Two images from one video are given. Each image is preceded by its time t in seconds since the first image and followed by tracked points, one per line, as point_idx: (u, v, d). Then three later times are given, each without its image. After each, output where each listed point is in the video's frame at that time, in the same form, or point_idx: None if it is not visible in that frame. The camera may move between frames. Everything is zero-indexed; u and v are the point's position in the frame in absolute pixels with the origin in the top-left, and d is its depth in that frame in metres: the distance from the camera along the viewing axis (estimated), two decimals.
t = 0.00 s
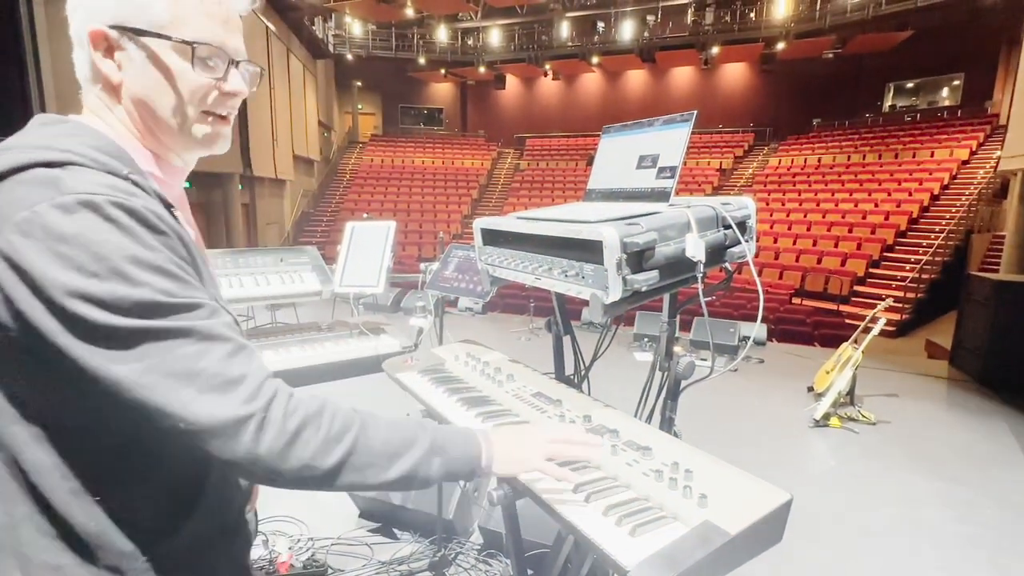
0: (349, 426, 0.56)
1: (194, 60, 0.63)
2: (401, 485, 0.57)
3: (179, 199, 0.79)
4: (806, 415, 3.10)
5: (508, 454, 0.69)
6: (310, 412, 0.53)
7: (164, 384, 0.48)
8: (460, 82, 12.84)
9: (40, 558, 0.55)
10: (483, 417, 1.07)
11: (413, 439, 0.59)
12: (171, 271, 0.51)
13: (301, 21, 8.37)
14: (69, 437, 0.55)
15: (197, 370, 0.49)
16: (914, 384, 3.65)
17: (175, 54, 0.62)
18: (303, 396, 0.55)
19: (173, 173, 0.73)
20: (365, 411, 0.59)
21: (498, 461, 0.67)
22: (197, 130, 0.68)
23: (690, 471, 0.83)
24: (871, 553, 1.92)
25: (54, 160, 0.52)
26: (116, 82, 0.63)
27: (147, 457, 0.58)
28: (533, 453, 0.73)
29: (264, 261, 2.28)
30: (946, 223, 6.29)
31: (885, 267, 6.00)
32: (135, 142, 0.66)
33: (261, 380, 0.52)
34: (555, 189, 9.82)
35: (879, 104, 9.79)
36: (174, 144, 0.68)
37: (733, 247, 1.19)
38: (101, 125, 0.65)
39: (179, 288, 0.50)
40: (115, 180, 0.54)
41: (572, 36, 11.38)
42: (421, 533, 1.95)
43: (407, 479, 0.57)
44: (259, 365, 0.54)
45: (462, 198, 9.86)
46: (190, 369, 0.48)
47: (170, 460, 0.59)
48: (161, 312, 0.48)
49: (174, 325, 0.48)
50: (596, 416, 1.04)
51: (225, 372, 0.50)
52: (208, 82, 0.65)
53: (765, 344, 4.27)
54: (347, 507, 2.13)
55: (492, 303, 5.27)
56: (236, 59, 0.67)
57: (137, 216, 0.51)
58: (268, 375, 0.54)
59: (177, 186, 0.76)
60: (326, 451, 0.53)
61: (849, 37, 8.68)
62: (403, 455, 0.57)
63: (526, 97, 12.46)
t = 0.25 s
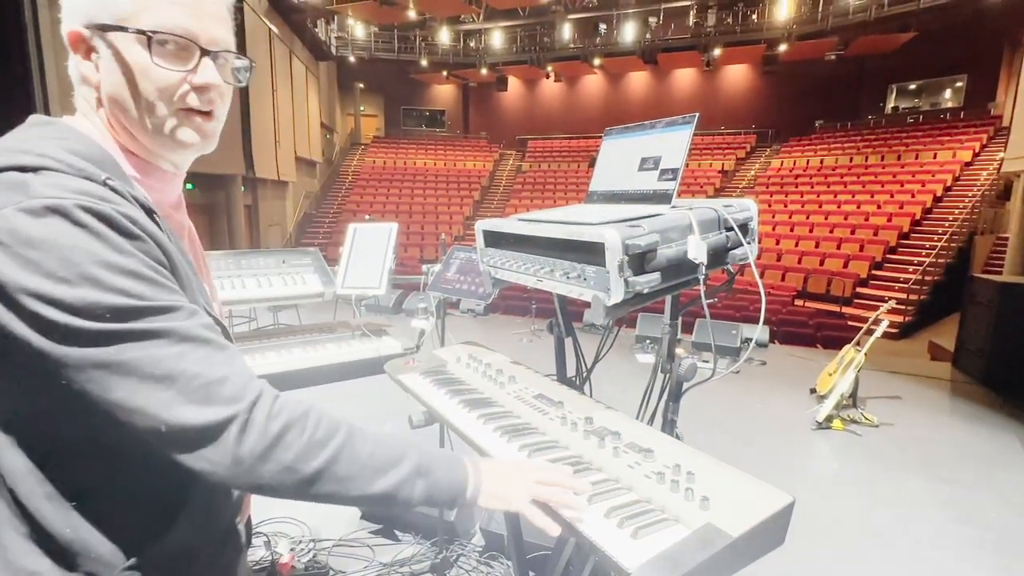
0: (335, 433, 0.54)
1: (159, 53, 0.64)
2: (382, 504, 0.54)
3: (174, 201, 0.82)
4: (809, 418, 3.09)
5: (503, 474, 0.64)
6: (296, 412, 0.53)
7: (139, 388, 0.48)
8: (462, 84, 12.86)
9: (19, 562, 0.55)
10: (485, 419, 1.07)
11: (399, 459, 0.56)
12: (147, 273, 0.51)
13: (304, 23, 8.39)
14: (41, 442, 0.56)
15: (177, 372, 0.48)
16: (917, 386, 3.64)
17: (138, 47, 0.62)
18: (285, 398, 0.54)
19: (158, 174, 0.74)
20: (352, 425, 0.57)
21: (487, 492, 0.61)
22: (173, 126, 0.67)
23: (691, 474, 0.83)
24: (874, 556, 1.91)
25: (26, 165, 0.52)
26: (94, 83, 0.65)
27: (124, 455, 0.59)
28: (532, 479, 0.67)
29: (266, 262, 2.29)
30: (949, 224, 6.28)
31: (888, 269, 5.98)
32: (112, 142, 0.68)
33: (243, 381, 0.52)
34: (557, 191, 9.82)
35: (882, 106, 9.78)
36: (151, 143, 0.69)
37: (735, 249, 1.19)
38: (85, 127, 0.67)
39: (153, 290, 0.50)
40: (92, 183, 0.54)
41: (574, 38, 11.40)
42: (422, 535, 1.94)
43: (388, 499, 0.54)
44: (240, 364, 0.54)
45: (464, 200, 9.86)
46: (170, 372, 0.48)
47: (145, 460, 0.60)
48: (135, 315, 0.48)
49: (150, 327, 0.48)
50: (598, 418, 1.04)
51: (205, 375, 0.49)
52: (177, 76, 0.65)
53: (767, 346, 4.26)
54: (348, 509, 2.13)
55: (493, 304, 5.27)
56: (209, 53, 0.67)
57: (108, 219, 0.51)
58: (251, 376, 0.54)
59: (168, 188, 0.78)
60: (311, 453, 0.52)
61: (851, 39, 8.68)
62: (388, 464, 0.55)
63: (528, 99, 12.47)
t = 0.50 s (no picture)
0: (310, 432, 0.54)
1: (138, 45, 0.64)
2: (374, 483, 0.57)
3: (174, 200, 0.81)
4: (816, 421, 3.07)
5: (487, 438, 0.68)
6: (262, 420, 0.52)
7: (106, 399, 0.48)
8: (467, 87, 12.88)
9: (19, 562, 0.58)
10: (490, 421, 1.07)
11: (380, 439, 0.57)
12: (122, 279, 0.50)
13: (310, 26, 8.43)
14: (26, 445, 0.58)
15: (144, 385, 0.48)
16: (926, 390, 3.60)
17: (119, 40, 0.63)
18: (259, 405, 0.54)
19: (152, 174, 0.75)
20: (329, 415, 0.58)
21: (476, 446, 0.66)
22: (158, 123, 0.68)
23: (698, 477, 0.82)
24: (883, 561, 1.89)
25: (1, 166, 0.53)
26: (83, 81, 0.67)
27: (109, 465, 0.60)
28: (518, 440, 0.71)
29: (273, 265, 2.29)
30: (958, 226, 6.23)
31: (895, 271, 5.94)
32: (101, 142, 0.70)
33: (214, 396, 0.50)
34: (562, 193, 9.81)
35: (889, 107, 9.71)
36: (139, 140, 0.69)
37: (741, 252, 1.19)
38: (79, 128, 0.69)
39: (126, 296, 0.50)
40: (70, 184, 0.54)
41: (579, 41, 11.40)
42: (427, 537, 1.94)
43: (380, 476, 0.57)
44: (218, 373, 0.53)
45: (469, 202, 9.87)
46: (138, 383, 0.48)
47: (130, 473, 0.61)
48: (104, 320, 0.48)
49: (118, 336, 0.48)
50: (604, 421, 1.03)
51: (175, 385, 0.49)
52: (160, 71, 0.66)
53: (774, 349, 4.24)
54: (353, 511, 2.13)
55: (499, 306, 5.27)
56: (193, 46, 0.68)
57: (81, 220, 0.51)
58: (226, 388, 0.52)
59: (166, 188, 0.78)
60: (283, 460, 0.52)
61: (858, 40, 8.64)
62: (370, 449, 0.56)
63: (533, 101, 12.49)
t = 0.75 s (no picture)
0: (298, 446, 0.53)
1: (107, 37, 0.64)
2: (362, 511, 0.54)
3: (172, 201, 0.81)
4: (822, 425, 3.05)
5: (488, 464, 0.63)
6: (253, 429, 0.51)
7: (87, 409, 0.48)
8: (471, 90, 12.93)
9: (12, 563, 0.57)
10: (496, 425, 1.08)
11: (372, 465, 0.54)
12: (95, 284, 0.50)
13: (315, 30, 8.49)
14: (21, 450, 0.56)
15: (122, 394, 0.48)
16: (933, 394, 3.58)
17: (89, 37, 0.63)
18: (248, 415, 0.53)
19: (148, 174, 0.75)
20: (320, 431, 0.56)
21: (472, 483, 0.60)
22: (140, 118, 0.67)
23: (705, 482, 0.82)
24: (890, 566, 1.88)
25: None
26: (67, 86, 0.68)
27: (108, 474, 0.60)
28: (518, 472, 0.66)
29: (279, 269, 2.30)
30: (964, 229, 6.19)
31: (901, 274, 5.90)
32: (94, 148, 0.70)
33: (195, 402, 0.50)
34: (566, 196, 9.82)
35: (895, 109, 9.67)
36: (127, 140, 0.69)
37: (747, 255, 1.19)
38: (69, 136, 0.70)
39: (98, 302, 0.49)
40: (49, 190, 0.54)
41: (583, 44, 11.43)
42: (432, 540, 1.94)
43: (366, 504, 0.53)
44: (201, 380, 0.53)
45: (473, 205, 9.89)
46: (115, 392, 0.48)
47: (130, 481, 0.61)
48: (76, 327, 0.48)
49: (95, 343, 0.48)
50: (610, 426, 1.03)
51: (153, 395, 0.48)
52: (135, 62, 0.65)
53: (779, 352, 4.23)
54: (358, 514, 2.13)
55: (503, 309, 5.28)
56: (161, 31, 0.67)
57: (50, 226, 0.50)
58: (209, 395, 0.52)
59: (161, 187, 0.77)
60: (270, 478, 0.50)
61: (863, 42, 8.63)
62: (365, 475, 0.53)
63: (537, 104, 12.52)
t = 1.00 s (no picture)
0: (270, 464, 0.49)
1: (102, 42, 0.64)
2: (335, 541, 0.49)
3: (175, 204, 0.78)
4: (828, 429, 3.03)
5: (489, 495, 0.56)
6: (216, 447, 0.48)
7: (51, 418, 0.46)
8: (476, 93, 12.98)
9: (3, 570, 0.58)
10: (502, 428, 1.08)
11: (350, 489, 0.50)
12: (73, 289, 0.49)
13: (321, 34, 8.54)
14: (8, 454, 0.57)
15: (88, 402, 0.46)
16: (941, 399, 3.55)
17: (84, 40, 0.63)
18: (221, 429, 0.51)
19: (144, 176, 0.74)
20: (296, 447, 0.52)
21: (464, 515, 0.54)
22: (136, 122, 0.67)
23: (712, 486, 0.82)
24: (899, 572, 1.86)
25: None
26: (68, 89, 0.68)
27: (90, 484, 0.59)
28: (525, 497, 0.58)
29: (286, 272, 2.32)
30: (972, 232, 6.14)
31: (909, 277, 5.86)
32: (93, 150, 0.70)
33: (162, 414, 0.48)
34: (570, 198, 9.82)
35: (900, 111, 9.62)
36: (123, 141, 0.69)
37: (754, 259, 1.18)
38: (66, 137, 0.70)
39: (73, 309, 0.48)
40: (35, 192, 0.54)
41: (587, 47, 11.46)
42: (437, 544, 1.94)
43: (341, 534, 0.49)
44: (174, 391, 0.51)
45: (477, 208, 9.91)
46: (81, 401, 0.46)
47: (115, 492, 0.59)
48: (49, 332, 0.46)
49: (65, 349, 0.46)
50: (616, 430, 1.03)
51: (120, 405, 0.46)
52: (130, 65, 0.65)
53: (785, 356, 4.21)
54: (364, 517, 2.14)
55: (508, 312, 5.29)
56: (161, 37, 0.67)
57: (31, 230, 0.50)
58: (179, 406, 0.49)
59: (164, 190, 0.77)
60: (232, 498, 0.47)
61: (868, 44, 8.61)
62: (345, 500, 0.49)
63: (541, 107, 12.54)
